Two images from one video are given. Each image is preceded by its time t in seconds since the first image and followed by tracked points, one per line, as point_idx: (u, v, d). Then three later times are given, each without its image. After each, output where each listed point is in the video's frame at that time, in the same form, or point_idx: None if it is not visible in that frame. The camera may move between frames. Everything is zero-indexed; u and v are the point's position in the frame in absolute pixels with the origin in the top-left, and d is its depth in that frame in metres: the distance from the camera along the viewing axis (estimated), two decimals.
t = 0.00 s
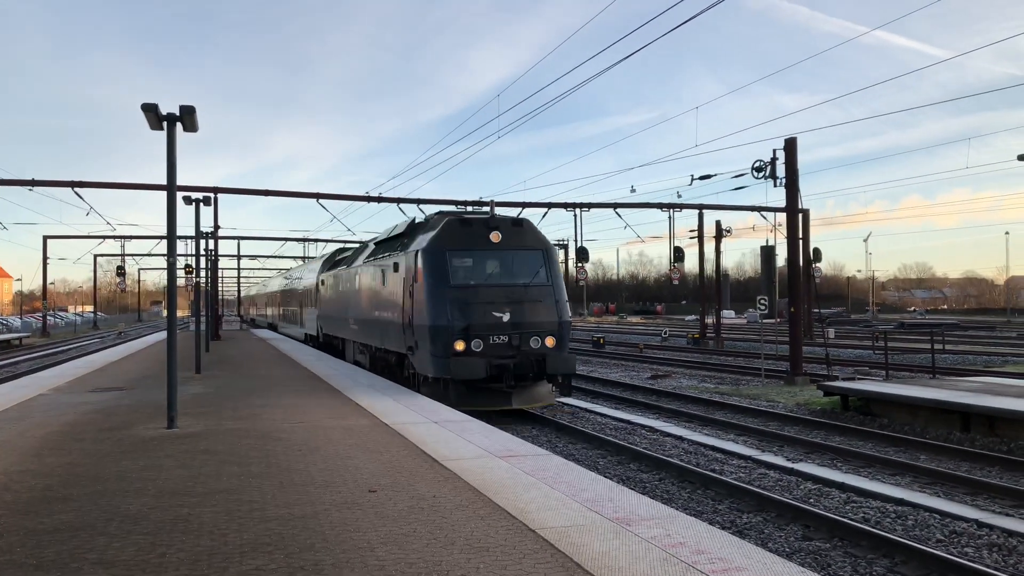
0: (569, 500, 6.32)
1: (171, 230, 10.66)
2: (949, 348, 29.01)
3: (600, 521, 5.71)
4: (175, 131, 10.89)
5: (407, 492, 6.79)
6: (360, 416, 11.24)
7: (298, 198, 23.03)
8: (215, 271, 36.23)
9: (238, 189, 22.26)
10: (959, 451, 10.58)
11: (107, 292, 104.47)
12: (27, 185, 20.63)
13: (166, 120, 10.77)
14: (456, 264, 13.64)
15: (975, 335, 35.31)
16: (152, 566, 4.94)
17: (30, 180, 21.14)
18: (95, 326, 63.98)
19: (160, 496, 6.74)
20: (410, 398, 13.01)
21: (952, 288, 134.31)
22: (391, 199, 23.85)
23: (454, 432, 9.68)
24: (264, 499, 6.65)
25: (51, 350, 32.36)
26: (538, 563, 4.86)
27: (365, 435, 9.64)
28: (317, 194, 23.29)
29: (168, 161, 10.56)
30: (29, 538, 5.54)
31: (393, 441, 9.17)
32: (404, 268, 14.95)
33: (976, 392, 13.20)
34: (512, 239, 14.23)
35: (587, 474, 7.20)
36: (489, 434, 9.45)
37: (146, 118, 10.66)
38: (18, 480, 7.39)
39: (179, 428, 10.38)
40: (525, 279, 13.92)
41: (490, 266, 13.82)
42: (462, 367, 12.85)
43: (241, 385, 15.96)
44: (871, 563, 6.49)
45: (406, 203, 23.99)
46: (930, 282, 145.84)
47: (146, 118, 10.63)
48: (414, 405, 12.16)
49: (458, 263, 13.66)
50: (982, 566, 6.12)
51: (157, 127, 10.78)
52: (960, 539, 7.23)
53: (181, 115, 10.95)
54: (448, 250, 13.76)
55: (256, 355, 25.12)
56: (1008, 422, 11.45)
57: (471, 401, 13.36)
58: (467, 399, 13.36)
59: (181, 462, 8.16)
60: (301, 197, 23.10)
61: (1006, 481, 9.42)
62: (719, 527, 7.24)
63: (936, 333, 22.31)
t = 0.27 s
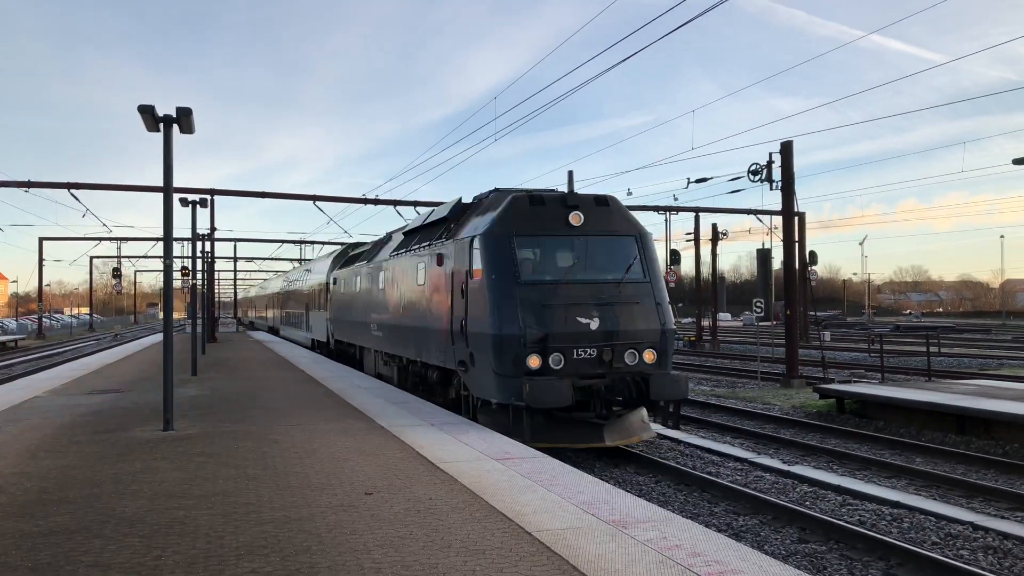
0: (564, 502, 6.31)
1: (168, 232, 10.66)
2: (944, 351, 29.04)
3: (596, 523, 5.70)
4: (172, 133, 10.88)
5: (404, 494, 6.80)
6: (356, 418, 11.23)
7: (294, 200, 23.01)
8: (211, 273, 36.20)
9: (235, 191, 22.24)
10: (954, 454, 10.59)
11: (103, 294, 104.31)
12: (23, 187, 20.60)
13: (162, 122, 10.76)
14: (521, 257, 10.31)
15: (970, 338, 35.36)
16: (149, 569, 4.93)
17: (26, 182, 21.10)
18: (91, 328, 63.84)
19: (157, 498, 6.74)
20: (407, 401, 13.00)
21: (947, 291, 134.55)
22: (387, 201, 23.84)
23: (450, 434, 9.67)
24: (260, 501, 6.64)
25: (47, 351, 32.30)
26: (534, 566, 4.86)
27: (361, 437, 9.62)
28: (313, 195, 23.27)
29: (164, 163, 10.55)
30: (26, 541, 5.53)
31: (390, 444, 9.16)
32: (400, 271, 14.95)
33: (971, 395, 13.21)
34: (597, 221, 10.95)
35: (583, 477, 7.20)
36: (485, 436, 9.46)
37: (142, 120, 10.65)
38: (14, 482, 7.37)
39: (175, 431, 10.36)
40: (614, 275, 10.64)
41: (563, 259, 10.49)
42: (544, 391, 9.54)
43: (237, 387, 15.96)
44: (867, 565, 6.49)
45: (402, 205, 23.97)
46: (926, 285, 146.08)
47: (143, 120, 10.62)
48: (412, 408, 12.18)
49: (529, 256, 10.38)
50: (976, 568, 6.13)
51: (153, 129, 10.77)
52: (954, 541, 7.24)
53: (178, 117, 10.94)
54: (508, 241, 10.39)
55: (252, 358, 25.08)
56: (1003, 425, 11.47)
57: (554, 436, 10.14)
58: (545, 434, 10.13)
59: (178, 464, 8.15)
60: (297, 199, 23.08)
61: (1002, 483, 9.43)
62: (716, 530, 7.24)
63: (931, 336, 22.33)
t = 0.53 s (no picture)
0: (561, 504, 6.30)
1: (165, 232, 10.64)
2: (940, 354, 29.08)
3: (592, 525, 5.69)
4: (169, 133, 10.87)
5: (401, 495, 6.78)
6: (353, 419, 11.22)
7: (291, 201, 22.99)
8: (208, 273, 36.15)
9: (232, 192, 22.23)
10: (950, 456, 10.60)
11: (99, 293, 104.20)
12: (20, 186, 20.57)
13: (159, 122, 10.75)
14: (651, 235, 7.04)
15: (967, 341, 35.41)
16: (144, 569, 4.92)
17: (23, 181, 21.07)
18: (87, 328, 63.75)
19: (153, 499, 6.72)
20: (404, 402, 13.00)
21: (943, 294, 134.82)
22: (385, 201, 23.81)
23: (447, 436, 9.65)
24: (256, 502, 6.63)
25: (43, 351, 32.26)
26: (530, 567, 4.85)
27: (358, 439, 9.61)
28: (310, 196, 23.26)
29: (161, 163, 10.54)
30: (21, 542, 5.52)
31: (387, 445, 9.15)
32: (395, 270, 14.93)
33: (967, 397, 13.24)
34: (754, 182, 7.52)
35: (580, 478, 7.19)
36: (482, 437, 9.45)
37: (139, 119, 10.63)
38: (10, 483, 7.35)
39: (171, 431, 10.34)
40: (786, 264, 7.23)
41: (695, 240, 7.13)
42: (701, 440, 6.23)
43: (233, 387, 15.93)
44: (863, 567, 6.49)
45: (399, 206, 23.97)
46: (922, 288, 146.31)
47: (140, 119, 10.61)
48: (409, 408, 12.17)
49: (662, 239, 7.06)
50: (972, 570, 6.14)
51: (151, 129, 10.76)
52: (950, 544, 7.24)
53: (175, 117, 10.93)
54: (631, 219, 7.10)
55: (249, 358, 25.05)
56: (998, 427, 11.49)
57: (709, 497, 6.87)
58: (700, 498, 6.82)
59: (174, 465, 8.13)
60: (294, 199, 23.07)
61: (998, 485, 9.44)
62: (712, 531, 7.23)
63: (928, 339, 22.36)
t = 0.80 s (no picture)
0: (557, 504, 6.30)
1: (161, 231, 10.62)
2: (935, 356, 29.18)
3: (588, 525, 5.69)
4: (166, 132, 10.85)
5: (397, 495, 6.76)
6: (349, 419, 11.20)
7: (288, 200, 22.98)
8: (204, 272, 36.08)
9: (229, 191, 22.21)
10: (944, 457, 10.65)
11: (95, 292, 104.04)
12: (16, 185, 20.52)
13: (156, 121, 10.73)
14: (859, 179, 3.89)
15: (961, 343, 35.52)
16: (140, 569, 4.90)
17: (19, 180, 21.02)
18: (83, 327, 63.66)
19: (148, 499, 6.70)
20: (401, 401, 12.99)
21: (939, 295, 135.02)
22: (382, 201, 23.77)
23: (444, 435, 9.66)
24: (252, 502, 6.61)
25: (39, 350, 32.25)
26: (526, 567, 4.84)
27: (354, 438, 9.60)
28: (308, 196, 23.26)
29: (158, 162, 10.51)
30: (17, 541, 5.50)
31: (383, 445, 9.15)
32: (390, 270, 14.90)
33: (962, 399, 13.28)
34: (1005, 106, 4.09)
35: (576, 478, 7.18)
36: (478, 437, 9.44)
37: (136, 118, 10.61)
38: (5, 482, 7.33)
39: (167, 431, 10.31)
40: None
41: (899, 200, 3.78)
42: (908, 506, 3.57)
43: (229, 386, 15.91)
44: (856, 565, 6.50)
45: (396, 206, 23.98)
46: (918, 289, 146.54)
47: (136, 119, 10.59)
48: (405, 408, 12.15)
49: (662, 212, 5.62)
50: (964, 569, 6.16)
51: (147, 128, 10.74)
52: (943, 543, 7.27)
53: (172, 116, 10.91)
54: (645, 193, 5.85)
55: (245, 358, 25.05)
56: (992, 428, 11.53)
57: None
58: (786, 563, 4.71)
59: (169, 464, 8.11)
60: (292, 198, 23.06)
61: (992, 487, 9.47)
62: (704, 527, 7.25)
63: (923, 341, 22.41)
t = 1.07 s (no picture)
0: (554, 503, 6.29)
1: (158, 230, 10.60)
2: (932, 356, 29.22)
3: (585, 524, 5.68)
4: (163, 131, 10.83)
5: (395, 494, 6.76)
6: (346, 418, 11.19)
7: (285, 199, 22.96)
8: (201, 271, 36.05)
9: (226, 190, 22.18)
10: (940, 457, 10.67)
11: (93, 291, 103.95)
12: (12, 183, 20.47)
13: (153, 120, 10.71)
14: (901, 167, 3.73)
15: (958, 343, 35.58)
16: (136, 568, 4.89)
17: (16, 178, 20.97)
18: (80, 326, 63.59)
19: (145, 498, 6.68)
20: (398, 400, 12.99)
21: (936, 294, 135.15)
22: (379, 200, 23.75)
23: (441, 434, 9.66)
24: (249, 501, 6.60)
25: (35, 348, 32.21)
26: (523, 565, 4.84)
27: (351, 437, 9.59)
28: (305, 195, 23.23)
29: (155, 161, 10.50)
30: (13, 539, 5.49)
31: (380, 444, 9.14)
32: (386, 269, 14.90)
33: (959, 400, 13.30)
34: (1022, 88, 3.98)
35: (573, 477, 7.18)
36: (475, 436, 9.44)
37: (134, 117, 10.59)
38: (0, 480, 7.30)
39: (164, 429, 10.30)
40: None
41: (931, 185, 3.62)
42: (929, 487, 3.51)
43: (226, 385, 15.90)
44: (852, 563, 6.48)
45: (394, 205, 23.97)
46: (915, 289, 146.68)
47: (134, 117, 10.57)
48: (402, 407, 12.16)
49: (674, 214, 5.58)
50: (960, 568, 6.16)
51: (144, 127, 10.72)
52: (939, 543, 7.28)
53: (169, 114, 10.89)
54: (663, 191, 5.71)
55: (242, 357, 25.04)
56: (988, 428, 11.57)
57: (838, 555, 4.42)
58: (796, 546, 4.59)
59: (166, 463, 8.09)
60: (289, 197, 23.04)
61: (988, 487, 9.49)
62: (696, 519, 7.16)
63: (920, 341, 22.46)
